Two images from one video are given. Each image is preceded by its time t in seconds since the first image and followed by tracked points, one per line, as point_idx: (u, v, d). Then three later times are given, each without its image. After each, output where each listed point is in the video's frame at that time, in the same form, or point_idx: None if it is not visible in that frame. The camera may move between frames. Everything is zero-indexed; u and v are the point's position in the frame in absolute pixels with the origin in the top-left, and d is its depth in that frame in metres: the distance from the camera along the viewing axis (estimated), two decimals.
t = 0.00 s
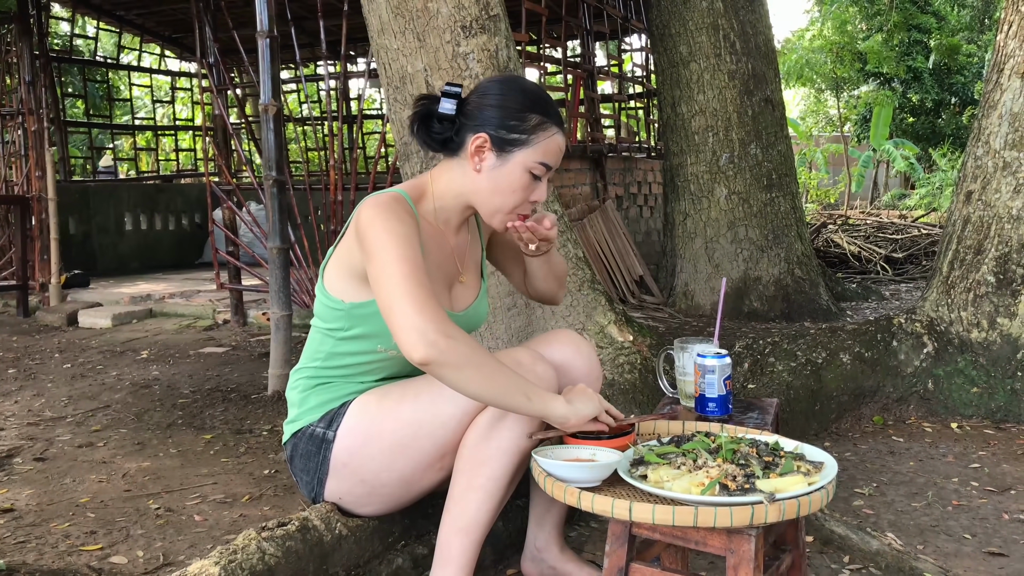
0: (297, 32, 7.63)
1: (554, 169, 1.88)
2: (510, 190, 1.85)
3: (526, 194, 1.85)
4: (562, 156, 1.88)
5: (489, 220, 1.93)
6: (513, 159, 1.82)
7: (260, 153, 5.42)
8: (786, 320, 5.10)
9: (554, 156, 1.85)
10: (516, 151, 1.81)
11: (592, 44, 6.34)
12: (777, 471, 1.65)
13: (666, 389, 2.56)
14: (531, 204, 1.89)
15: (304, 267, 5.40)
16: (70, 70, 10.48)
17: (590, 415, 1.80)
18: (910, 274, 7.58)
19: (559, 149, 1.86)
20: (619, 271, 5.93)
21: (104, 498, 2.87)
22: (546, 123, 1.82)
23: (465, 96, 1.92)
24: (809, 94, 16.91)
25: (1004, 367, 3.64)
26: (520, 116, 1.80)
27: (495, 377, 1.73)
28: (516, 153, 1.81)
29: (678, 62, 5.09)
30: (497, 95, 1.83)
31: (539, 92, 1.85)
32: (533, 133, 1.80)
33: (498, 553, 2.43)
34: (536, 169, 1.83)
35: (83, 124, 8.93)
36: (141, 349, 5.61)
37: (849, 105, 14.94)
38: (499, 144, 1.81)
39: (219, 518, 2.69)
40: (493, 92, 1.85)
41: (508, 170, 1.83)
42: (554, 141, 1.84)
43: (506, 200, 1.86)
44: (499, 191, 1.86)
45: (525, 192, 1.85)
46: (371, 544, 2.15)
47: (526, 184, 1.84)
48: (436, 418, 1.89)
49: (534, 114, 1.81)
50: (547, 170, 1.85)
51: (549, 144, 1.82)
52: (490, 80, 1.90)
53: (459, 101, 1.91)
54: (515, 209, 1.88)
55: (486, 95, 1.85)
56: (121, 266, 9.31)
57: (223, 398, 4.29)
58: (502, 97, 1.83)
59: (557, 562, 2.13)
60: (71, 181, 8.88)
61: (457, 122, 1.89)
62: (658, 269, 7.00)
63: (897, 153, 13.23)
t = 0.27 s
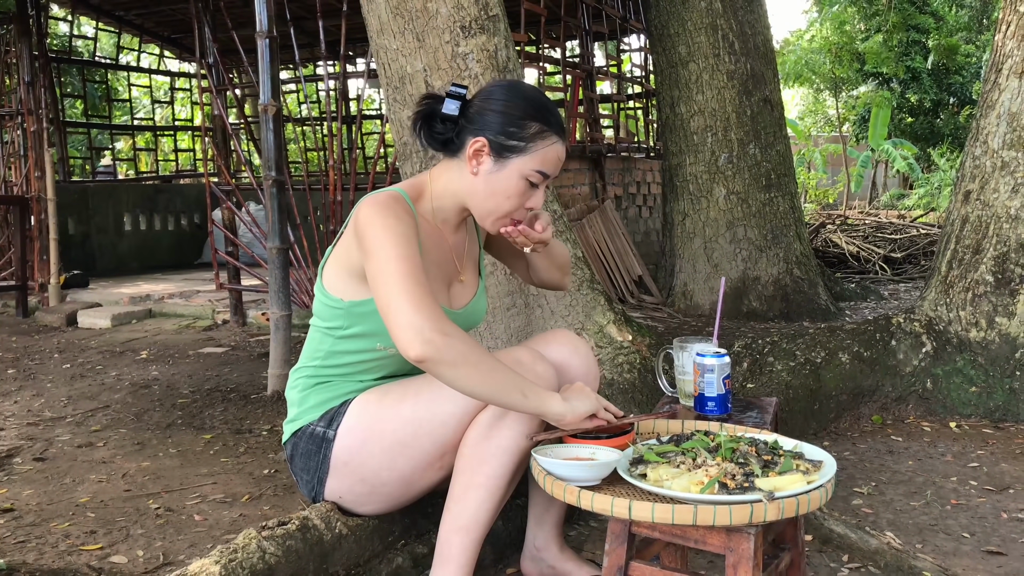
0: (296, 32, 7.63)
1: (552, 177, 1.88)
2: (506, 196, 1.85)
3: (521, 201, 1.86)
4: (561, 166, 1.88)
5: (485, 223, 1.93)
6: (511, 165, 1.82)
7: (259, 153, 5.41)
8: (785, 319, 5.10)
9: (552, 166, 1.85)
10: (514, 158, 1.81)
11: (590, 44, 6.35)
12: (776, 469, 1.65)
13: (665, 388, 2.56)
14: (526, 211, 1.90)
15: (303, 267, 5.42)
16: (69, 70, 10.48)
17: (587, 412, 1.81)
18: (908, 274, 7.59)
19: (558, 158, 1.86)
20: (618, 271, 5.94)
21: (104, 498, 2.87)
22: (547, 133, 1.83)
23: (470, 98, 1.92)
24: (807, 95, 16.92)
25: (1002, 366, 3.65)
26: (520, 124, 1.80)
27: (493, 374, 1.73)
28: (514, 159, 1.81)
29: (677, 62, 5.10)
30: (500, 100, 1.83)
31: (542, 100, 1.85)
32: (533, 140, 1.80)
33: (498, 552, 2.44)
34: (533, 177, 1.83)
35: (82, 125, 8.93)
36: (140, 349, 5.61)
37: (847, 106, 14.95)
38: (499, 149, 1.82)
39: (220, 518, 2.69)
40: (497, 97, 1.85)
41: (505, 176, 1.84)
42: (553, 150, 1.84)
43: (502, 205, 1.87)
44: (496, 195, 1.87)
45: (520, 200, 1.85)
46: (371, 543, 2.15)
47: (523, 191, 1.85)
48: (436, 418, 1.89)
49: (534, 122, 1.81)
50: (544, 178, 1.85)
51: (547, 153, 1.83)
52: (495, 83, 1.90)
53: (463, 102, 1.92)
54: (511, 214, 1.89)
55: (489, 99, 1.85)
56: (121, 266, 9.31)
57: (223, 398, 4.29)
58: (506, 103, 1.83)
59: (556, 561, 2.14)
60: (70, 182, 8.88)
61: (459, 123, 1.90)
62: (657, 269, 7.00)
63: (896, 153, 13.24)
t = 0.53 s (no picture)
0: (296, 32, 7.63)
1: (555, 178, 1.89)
2: (509, 198, 1.86)
3: (524, 203, 1.87)
4: (564, 166, 1.88)
5: (487, 224, 1.94)
6: (513, 167, 1.83)
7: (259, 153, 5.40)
8: (784, 320, 5.11)
9: (556, 167, 1.86)
10: (517, 160, 1.82)
11: (590, 45, 6.36)
12: (775, 469, 1.66)
13: (664, 388, 2.57)
14: (529, 213, 1.90)
15: (303, 267, 5.44)
16: (69, 71, 10.49)
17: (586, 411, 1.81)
18: (907, 275, 7.60)
19: (561, 160, 1.87)
20: (617, 271, 5.97)
21: (104, 497, 2.88)
22: (549, 134, 1.83)
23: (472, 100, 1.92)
24: (807, 96, 16.93)
25: (1001, 367, 3.66)
26: (523, 125, 1.81)
27: (491, 373, 1.74)
28: (517, 160, 1.82)
29: (676, 62, 5.10)
30: (504, 102, 1.84)
31: (544, 102, 1.86)
32: (535, 142, 1.81)
33: (498, 552, 2.44)
34: (536, 179, 1.84)
35: (81, 125, 8.93)
36: (140, 349, 5.61)
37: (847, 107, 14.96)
38: (501, 151, 1.82)
39: (220, 517, 2.70)
40: (501, 99, 1.85)
41: (508, 177, 1.84)
42: (556, 151, 1.85)
43: (504, 207, 1.88)
44: (498, 197, 1.87)
45: (523, 201, 1.86)
46: (371, 542, 2.16)
47: (525, 193, 1.85)
48: (436, 417, 1.90)
49: (536, 123, 1.82)
50: (547, 179, 1.86)
51: (550, 154, 1.83)
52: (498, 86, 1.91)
53: (466, 104, 1.93)
54: (513, 216, 1.90)
55: (493, 101, 1.86)
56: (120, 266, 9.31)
57: (223, 398, 4.30)
58: (509, 106, 1.83)
59: (556, 561, 2.14)
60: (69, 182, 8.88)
61: (462, 125, 1.90)
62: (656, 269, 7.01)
63: (895, 154, 13.24)
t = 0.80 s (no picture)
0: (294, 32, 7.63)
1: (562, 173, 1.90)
2: (519, 197, 1.87)
3: (534, 201, 1.88)
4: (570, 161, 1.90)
5: (495, 224, 1.95)
6: (522, 166, 1.84)
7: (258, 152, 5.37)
8: (783, 319, 5.11)
9: (563, 162, 1.87)
10: (525, 159, 1.83)
11: (589, 44, 6.36)
12: (775, 467, 1.67)
13: (663, 386, 2.57)
14: (537, 209, 1.92)
15: (302, 267, 5.45)
16: (68, 70, 10.49)
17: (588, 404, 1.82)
18: (906, 274, 7.60)
19: (566, 155, 1.88)
20: (617, 271, 5.97)
21: (104, 497, 2.88)
22: (554, 130, 1.84)
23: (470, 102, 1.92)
24: (806, 95, 16.94)
25: (999, 366, 3.66)
26: (529, 125, 1.81)
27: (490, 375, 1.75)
28: (526, 160, 1.83)
29: (675, 62, 5.11)
30: (506, 102, 1.84)
31: (545, 99, 1.87)
32: (543, 140, 1.82)
33: (498, 551, 2.45)
34: (544, 176, 1.85)
35: (80, 125, 8.93)
36: (139, 349, 5.61)
37: (845, 106, 14.97)
38: (509, 151, 1.83)
39: (220, 516, 2.70)
40: (502, 99, 1.85)
41: (517, 177, 1.85)
42: (562, 147, 1.86)
43: (513, 207, 1.89)
44: (507, 198, 1.88)
45: (533, 198, 1.88)
46: (371, 541, 2.16)
47: (534, 190, 1.87)
48: (436, 416, 1.90)
49: (542, 122, 1.83)
50: (555, 175, 1.87)
51: (557, 150, 1.85)
52: (496, 87, 1.91)
53: (466, 107, 1.92)
54: (521, 215, 1.91)
55: (495, 102, 1.86)
56: (119, 266, 9.31)
57: (223, 397, 4.30)
58: (509, 105, 1.84)
59: (555, 560, 2.14)
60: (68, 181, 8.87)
61: (465, 129, 1.90)
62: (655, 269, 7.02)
63: (894, 152, 13.25)
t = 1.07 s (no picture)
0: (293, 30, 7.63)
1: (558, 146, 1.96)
2: (530, 174, 1.90)
3: (542, 176, 1.92)
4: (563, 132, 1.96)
5: (503, 207, 1.97)
6: (530, 143, 1.87)
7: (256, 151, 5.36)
8: (781, 317, 5.10)
9: (559, 135, 1.93)
10: (532, 135, 1.86)
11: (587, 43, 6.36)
12: (772, 462, 1.67)
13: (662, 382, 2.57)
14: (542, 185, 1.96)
15: (300, 266, 5.48)
16: (66, 69, 10.48)
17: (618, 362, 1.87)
18: (904, 272, 7.60)
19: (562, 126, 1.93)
20: (615, 269, 5.93)
21: (103, 495, 2.88)
22: (550, 103, 1.89)
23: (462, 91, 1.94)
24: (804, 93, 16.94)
25: (997, 362, 3.67)
26: (528, 101, 1.86)
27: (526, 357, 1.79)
28: (533, 136, 1.86)
29: (673, 60, 5.11)
30: (502, 84, 1.87)
31: (532, 78, 1.91)
32: (544, 114, 1.87)
33: (497, 548, 2.45)
34: (548, 149, 1.90)
35: (79, 124, 8.92)
36: (138, 347, 5.61)
37: (844, 104, 14.98)
38: (516, 130, 1.85)
39: (219, 514, 2.70)
40: (497, 81, 1.88)
41: (525, 155, 1.88)
42: (557, 119, 1.92)
43: (523, 185, 1.91)
44: (518, 178, 1.90)
45: (542, 173, 1.91)
46: (370, 538, 2.16)
47: (542, 164, 1.90)
48: (434, 413, 1.90)
49: (539, 98, 1.87)
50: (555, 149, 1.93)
51: (555, 123, 1.91)
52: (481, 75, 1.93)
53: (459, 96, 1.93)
54: (531, 192, 1.94)
55: (490, 84, 1.88)
56: (117, 265, 9.30)
57: (221, 395, 4.30)
58: (505, 86, 1.87)
59: (554, 557, 2.15)
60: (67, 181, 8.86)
61: (465, 117, 1.91)
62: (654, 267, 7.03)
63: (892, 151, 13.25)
